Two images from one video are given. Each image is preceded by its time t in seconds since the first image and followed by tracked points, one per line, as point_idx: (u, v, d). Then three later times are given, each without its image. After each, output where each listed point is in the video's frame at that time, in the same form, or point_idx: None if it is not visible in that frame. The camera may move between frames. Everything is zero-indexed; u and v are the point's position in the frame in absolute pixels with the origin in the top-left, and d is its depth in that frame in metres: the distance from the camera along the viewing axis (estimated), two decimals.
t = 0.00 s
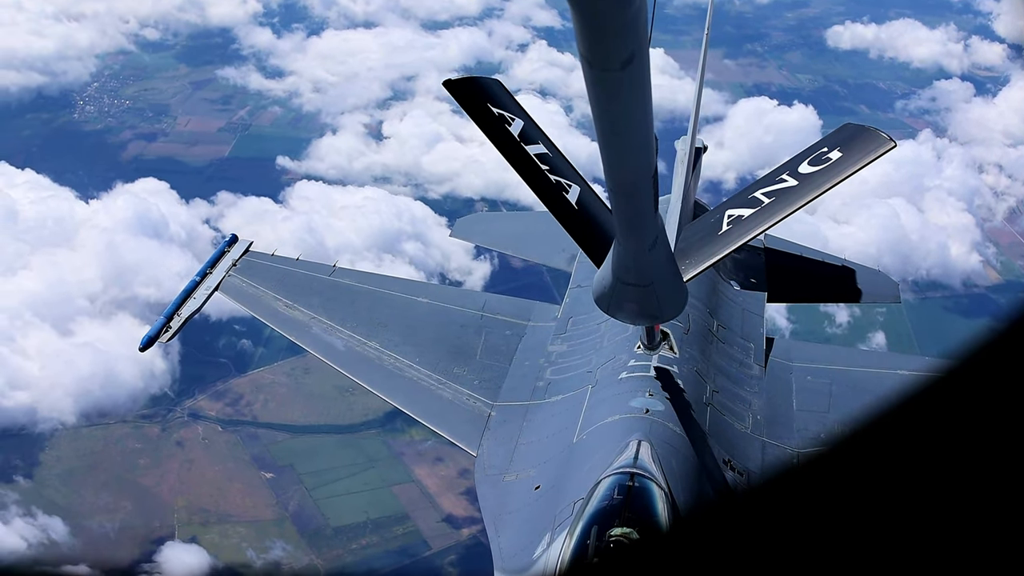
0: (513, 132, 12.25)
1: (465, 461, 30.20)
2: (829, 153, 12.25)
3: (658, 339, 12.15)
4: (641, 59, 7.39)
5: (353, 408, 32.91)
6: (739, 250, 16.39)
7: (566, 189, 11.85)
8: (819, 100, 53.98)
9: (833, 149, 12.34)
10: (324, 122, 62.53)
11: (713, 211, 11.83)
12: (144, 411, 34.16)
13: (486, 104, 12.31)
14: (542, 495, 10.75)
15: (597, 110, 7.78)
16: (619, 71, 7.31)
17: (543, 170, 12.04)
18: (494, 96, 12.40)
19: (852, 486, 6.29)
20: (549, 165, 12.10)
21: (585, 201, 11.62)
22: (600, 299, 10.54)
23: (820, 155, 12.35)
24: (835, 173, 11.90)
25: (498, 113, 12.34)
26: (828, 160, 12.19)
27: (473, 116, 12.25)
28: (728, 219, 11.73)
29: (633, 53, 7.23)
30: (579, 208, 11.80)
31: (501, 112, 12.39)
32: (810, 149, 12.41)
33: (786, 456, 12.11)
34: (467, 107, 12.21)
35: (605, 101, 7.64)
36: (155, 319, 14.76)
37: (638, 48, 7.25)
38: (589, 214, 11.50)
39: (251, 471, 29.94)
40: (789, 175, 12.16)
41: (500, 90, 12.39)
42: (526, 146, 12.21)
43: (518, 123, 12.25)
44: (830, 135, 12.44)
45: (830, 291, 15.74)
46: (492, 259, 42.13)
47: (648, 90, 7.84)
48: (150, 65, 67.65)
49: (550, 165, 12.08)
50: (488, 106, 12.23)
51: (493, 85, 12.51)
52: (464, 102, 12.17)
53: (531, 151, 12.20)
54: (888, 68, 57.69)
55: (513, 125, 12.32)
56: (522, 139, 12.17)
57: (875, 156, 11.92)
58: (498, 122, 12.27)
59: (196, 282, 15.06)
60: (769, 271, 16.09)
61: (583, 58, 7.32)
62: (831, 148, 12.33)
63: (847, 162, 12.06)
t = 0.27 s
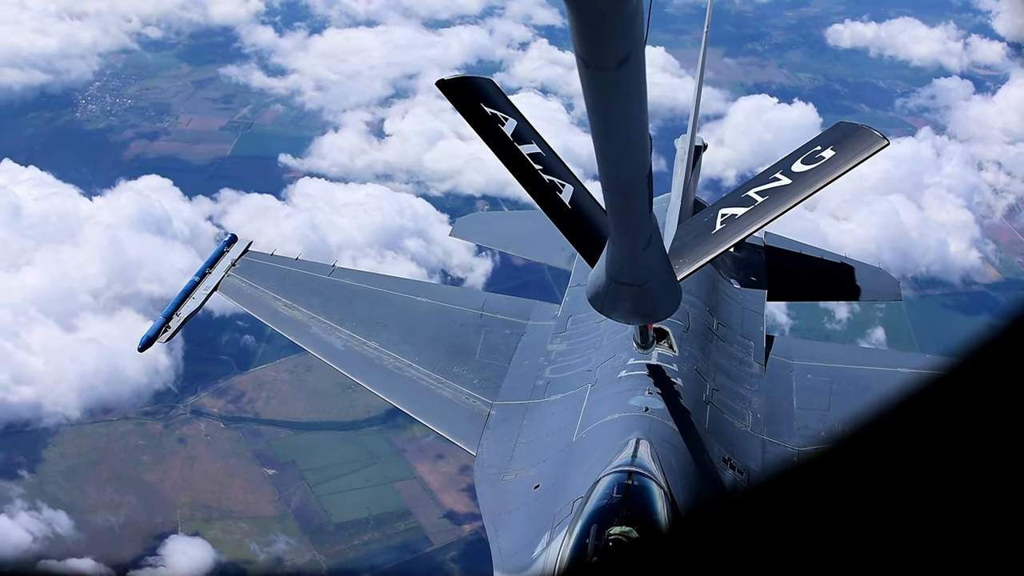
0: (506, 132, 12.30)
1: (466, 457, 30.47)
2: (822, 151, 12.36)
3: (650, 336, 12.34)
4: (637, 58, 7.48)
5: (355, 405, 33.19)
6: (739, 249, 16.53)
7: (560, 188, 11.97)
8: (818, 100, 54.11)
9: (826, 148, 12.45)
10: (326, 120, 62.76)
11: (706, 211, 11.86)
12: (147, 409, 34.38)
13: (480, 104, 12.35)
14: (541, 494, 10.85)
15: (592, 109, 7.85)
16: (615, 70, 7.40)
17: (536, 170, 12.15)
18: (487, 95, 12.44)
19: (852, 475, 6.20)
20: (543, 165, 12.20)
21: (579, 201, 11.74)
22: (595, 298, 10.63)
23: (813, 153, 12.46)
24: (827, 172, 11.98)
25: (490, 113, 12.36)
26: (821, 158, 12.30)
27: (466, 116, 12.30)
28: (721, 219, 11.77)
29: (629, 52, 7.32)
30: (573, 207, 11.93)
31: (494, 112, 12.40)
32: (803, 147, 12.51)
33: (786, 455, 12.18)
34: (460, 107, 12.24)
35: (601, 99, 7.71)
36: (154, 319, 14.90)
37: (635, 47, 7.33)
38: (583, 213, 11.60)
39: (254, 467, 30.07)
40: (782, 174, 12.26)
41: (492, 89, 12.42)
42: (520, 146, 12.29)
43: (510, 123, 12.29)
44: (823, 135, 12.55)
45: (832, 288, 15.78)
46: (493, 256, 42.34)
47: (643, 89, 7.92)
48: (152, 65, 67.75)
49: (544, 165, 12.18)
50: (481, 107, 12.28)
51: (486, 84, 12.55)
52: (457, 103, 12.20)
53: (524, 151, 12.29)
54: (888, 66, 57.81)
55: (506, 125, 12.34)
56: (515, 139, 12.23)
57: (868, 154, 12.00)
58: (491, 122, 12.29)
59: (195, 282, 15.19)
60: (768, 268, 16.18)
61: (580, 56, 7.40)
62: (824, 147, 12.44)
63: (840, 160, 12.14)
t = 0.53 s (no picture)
0: (505, 129, 12.41)
1: (468, 454, 30.71)
2: (822, 148, 12.48)
3: (648, 332, 12.50)
4: (635, 57, 7.55)
5: (357, 403, 33.47)
6: (740, 249, 16.63)
7: (559, 185, 12.05)
8: (819, 98, 54.10)
9: (825, 145, 12.56)
10: (328, 119, 62.96)
11: (707, 207, 11.99)
12: (149, 406, 34.57)
13: (479, 101, 12.46)
14: (542, 494, 10.96)
15: (592, 108, 7.91)
16: (614, 68, 7.45)
17: (535, 167, 12.24)
18: (487, 93, 12.55)
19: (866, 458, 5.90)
20: (543, 162, 12.30)
21: (577, 197, 11.83)
22: (595, 295, 10.73)
23: (813, 150, 12.59)
24: (827, 168, 12.07)
25: (490, 110, 12.48)
26: (821, 154, 12.42)
27: (466, 114, 12.40)
28: (721, 215, 11.91)
29: (629, 50, 7.38)
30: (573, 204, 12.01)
31: (493, 109, 12.54)
32: (803, 144, 12.63)
33: (787, 454, 12.28)
34: (459, 104, 12.33)
35: (600, 98, 7.77)
36: (154, 320, 14.98)
37: (634, 46, 7.39)
38: (582, 210, 11.69)
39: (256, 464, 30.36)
40: (782, 171, 12.39)
41: (492, 87, 12.53)
42: (519, 143, 12.40)
43: (509, 120, 12.40)
44: (822, 132, 12.67)
45: (833, 288, 15.88)
46: (494, 253, 42.51)
47: (642, 86, 7.99)
48: (154, 64, 67.80)
49: (543, 161, 12.29)
50: (481, 105, 12.38)
51: (485, 81, 12.66)
52: (457, 99, 12.28)
53: (524, 148, 12.40)
54: (889, 65, 57.85)
55: (506, 122, 12.46)
56: (515, 136, 12.34)
57: (867, 150, 12.06)
58: (491, 119, 12.40)
59: (196, 282, 15.30)
60: (770, 269, 16.27)
61: (579, 55, 7.45)
62: (824, 144, 12.55)
63: (839, 157, 12.22)
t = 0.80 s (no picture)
0: (508, 125, 12.55)
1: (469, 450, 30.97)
2: (824, 143, 12.47)
3: (651, 329, 12.60)
4: (637, 53, 7.60)
5: (359, 399, 33.85)
6: (740, 249, 16.67)
7: (561, 180, 12.14)
8: (818, 96, 54.18)
9: (827, 140, 12.55)
10: (328, 117, 63.19)
11: (708, 203, 12.16)
12: (151, 403, 34.74)
13: (481, 97, 12.60)
14: (544, 494, 11.07)
15: (594, 104, 7.99)
16: (616, 65, 7.51)
17: (537, 162, 12.34)
18: (489, 89, 12.66)
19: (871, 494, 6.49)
20: (544, 157, 12.39)
21: (579, 192, 11.93)
22: (598, 290, 10.82)
23: (815, 145, 12.59)
24: (828, 163, 12.10)
25: (492, 106, 12.59)
26: (823, 149, 12.41)
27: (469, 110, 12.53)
28: (723, 211, 12.06)
29: (630, 47, 7.43)
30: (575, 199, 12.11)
31: (495, 104, 12.67)
32: (806, 139, 12.65)
33: (789, 454, 12.37)
34: (461, 100, 12.45)
35: (601, 94, 7.84)
36: (156, 320, 15.04)
37: (635, 42, 7.44)
38: (584, 205, 11.78)
39: (258, 460, 30.77)
40: (784, 166, 12.45)
41: (494, 83, 12.64)
42: (521, 139, 12.53)
43: (512, 115, 12.53)
44: (825, 127, 12.66)
45: (833, 287, 15.96)
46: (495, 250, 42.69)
47: (643, 81, 8.03)
48: (155, 63, 67.88)
49: (544, 157, 12.38)
50: (483, 100, 12.51)
51: (488, 78, 12.78)
52: (459, 95, 12.40)
53: (526, 144, 12.52)
54: (888, 63, 57.94)
55: (508, 118, 12.61)
56: (517, 132, 12.48)
57: (869, 146, 12.07)
58: (493, 114, 12.54)
59: (197, 283, 15.44)
60: (770, 269, 16.33)
61: (581, 52, 7.52)
62: (826, 138, 12.55)
63: (841, 151, 12.22)
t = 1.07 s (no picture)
0: (510, 123, 12.58)
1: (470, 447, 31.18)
2: (826, 141, 12.54)
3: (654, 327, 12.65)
4: (638, 52, 7.67)
5: (361, 397, 34.07)
6: (743, 247, 16.70)
7: (564, 179, 12.20)
8: (817, 96, 54.34)
9: (830, 138, 12.61)
10: (330, 116, 63.41)
11: (712, 201, 12.22)
12: (153, 401, 34.89)
13: (484, 95, 12.60)
14: (546, 493, 11.18)
15: (595, 102, 8.07)
16: (616, 64, 7.59)
17: (540, 160, 12.40)
18: (491, 86, 12.68)
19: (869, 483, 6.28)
20: (547, 155, 12.44)
21: (582, 191, 11.99)
22: (600, 289, 10.93)
23: (818, 143, 12.67)
24: (831, 161, 12.16)
25: (495, 104, 12.62)
26: (826, 147, 12.48)
27: (471, 108, 12.54)
28: (726, 209, 12.13)
29: (631, 47, 7.51)
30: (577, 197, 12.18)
31: (498, 102, 12.66)
32: (808, 138, 12.72)
33: (792, 451, 12.48)
34: (463, 98, 12.49)
35: (603, 93, 7.93)
36: (159, 323, 15.19)
37: (636, 41, 7.50)
38: (587, 203, 11.86)
39: (261, 457, 31.04)
40: (786, 164, 12.51)
41: (497, 80, 12.66)
42: (524, 137, 12.58)
43: (514, 113, 12.56)
44: (827, 125, 12.73)
45: (835, 285, 16.04)
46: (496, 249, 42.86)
47: (644, 79, 8.09)
48: (157, 61, 67.95)
49: (547, 155, 12.43)
50: (486, 98, 12.54)
51: (490, 75, 12.79)
52: (461, 93, 12.43)
53: (529, 141, 12.57)
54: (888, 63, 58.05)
55: (510, 116, 12.62)
56: (520, 130, 12.52)
57: (872, 144, 12.15)
58: (496, 112, 12.55)
59: (200, 285, 15.64)
60: (773, 267, 16.39)
61: (583, 52, 7.60)
62: (828, 137, 12.61)
63: (844, 149, 12.29)
